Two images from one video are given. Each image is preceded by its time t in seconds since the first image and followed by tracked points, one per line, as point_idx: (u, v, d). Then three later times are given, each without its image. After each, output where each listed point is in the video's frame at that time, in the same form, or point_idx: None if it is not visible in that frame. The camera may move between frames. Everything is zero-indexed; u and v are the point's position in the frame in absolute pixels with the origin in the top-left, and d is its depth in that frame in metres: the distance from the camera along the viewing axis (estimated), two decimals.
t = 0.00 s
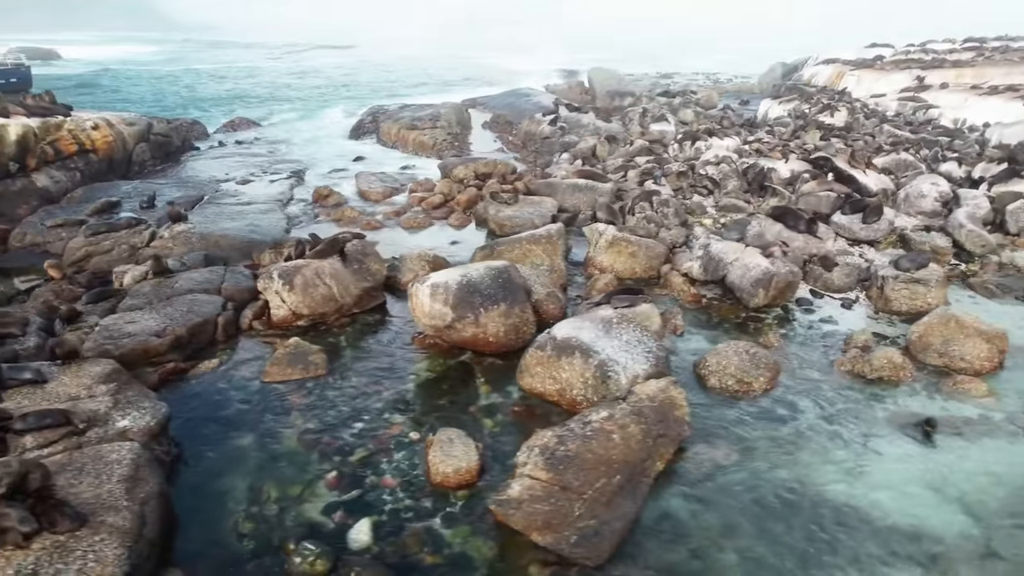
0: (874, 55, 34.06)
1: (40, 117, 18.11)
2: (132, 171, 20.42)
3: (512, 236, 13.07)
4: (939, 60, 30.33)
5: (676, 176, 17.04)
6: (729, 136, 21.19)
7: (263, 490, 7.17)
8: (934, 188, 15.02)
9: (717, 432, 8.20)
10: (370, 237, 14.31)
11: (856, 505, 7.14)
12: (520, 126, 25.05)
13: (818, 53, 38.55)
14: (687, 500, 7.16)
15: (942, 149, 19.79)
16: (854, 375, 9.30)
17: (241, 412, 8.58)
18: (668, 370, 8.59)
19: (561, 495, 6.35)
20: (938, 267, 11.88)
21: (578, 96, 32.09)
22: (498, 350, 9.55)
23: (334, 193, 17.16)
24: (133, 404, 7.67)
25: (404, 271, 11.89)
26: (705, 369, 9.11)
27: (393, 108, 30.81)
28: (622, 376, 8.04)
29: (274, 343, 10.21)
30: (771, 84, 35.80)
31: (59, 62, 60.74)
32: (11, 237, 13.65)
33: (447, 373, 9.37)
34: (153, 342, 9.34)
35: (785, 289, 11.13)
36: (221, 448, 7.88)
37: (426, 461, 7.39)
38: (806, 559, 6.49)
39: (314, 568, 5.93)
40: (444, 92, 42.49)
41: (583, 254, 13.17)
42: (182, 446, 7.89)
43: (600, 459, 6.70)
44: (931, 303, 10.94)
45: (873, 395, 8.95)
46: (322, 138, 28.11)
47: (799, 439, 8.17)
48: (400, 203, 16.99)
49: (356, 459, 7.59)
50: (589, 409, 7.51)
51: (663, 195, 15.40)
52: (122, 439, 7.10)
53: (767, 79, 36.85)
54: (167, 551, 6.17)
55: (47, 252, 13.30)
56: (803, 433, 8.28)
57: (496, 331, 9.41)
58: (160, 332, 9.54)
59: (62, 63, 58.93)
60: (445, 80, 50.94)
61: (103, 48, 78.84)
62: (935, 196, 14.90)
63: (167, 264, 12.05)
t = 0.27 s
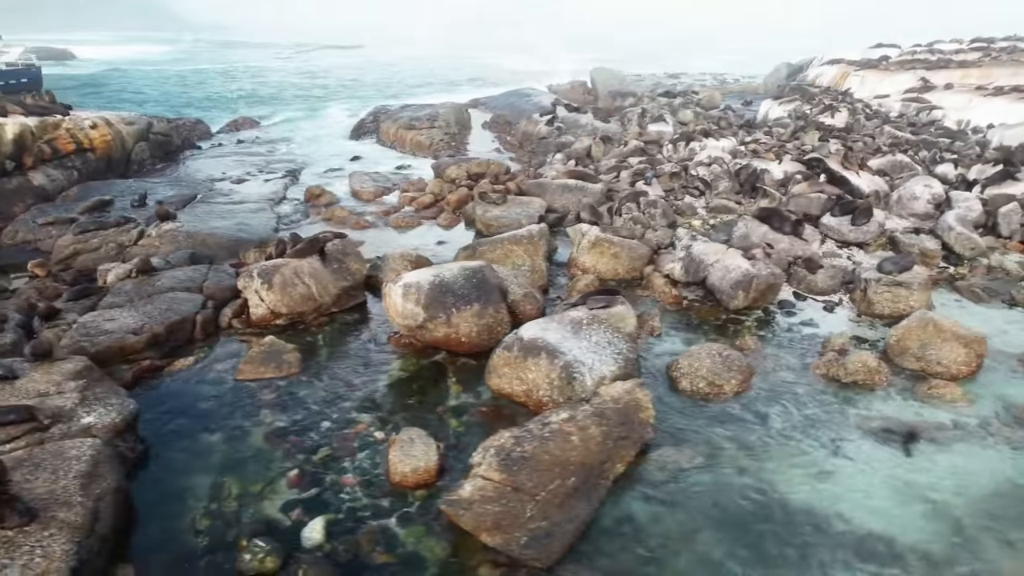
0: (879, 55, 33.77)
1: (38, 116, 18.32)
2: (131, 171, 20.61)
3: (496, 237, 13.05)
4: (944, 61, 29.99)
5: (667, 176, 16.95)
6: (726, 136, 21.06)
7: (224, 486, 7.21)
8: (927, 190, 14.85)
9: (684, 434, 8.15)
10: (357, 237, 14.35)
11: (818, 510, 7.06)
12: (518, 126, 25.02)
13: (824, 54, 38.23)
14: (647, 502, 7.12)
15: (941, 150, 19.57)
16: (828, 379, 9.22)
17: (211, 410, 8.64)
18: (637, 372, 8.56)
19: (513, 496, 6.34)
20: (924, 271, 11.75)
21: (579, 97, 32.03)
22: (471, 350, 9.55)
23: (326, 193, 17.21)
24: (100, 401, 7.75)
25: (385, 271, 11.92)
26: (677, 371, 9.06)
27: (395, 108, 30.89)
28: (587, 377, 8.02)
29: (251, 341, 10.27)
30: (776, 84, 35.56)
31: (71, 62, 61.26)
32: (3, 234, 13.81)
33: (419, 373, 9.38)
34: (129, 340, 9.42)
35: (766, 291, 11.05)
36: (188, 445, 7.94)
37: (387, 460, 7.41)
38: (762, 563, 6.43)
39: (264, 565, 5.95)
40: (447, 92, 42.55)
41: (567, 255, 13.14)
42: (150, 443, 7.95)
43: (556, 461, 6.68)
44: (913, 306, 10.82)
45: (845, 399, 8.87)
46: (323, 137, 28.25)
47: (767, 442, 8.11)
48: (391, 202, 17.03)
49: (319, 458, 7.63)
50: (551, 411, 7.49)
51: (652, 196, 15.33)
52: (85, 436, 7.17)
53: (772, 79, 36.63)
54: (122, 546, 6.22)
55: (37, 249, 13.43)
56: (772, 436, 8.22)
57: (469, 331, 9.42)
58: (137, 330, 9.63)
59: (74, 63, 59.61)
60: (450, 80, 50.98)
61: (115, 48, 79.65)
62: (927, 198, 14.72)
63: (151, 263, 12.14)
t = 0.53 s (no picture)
0: (886, 56, 33.42)
1: (39, 115, 18.58)
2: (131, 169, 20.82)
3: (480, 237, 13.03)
4: (952, 61, 29.61)
5: (660, 177, 16.88)
6: (723, 137, 20.93)
7: (187, 482, 7.25)
8: (920, 192, 14.66)
9: (652, 436, 8.10)
10: (346, 236, 14.40)
11: (781, 514, 6.99)
12: (518, 126, 25.01)
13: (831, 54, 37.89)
14: (607, 503, 7.07)
15: (941, 152, 19.31)
16: (803, 382, 9.12)
17: (184, 407, 8.71)
18: (606, 374, 8.53)
19: (466, 496, 6.34)
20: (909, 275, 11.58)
21: (582, 97, 31.97)
22: (445, 350, 9.55)
23: (319, 192, 17.26)
24: (70, 397, 7.84)
25: (368, 270, 11.95)
26: (649, 373, 9.01)
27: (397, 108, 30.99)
28: (554, 378, 8.00)
29: (229, 339, 10.33)
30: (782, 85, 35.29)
31: (86, 62, 61.87)
32: None
33: (393, 372, 9.40)
34: (107, 336, 9.51)
35: (747, 293, 10.96)
36: (157, 441, 8.01)
37: (350, 459, 7.43)
38: (718, 568, 6.37)
39: (215, 562, 5.98)
40: (453, 92, 42.59)
41: (552, 255, 13.10)
42: (119, 438, 8.02)
43: (512, 462, 6.67)
44: (896, 309, 10.68)
45: (818, 403, 8.77)
46: (325, 136, 28.39)
47: (736, 445, 8.03)
48: (384, 202, 17.07)
49: (284, 456, 7.66)
50: (514, 411, 7.48)
51: (643, 196, 15.26)
52: (51, 431, 7.25)
53: (778, 80, 36.36)
54: (79, 540, 6.28)
55: (29, 245, 13.53)
56: (741, 439, 8.14)
57: (442, 331, 9.44)
58: (117, 327, 9.72)
59: (88, 63, 60.37)
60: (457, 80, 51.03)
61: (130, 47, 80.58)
62: (921, 200, 14.54)
63: (138, 260, 12.23)
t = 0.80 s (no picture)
0: (896, 56, 33.00)
1: (42, 113, 18.93)
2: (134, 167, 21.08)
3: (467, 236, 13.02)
4: (962, 61, 29.16)
5: (654, 178, 16.79)
6: (723, 138, 20.80)
7: (153, 477, 7.33)
8: (916, 194, 14.46)
9: (620, 438, 8.06)
10: (336, 235, 14.47)
11: (742, 518, 6.92)
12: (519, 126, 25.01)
13: (841, 54, 37.50)
14: (568, 504, 7.03)
15: (944, 154, 19.04)
16: (778, 386, 9.02)
17: (158, 402, 8.80)
18: (576, 375, 8.50)
19: (420, 496, 6.36)
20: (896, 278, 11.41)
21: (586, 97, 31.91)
22: (420, 349, 9.55)
23: (314, 191, 17.36)
24: (42, 392, 7.95)
25: (352, 269, 11.99)
26: (622, 375, 8.95)
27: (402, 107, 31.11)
28: (521, 378, 7.98)
29: (210, 336, 10.42)
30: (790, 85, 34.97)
31: (103, 62, 62.78)
32: None
33: (368, 371, 9.43)
34: (88, 332, 9.62)
35: (730, 295, 10.88)
36: (128, 435, 8.09)
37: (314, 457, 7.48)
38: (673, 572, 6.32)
39: (169, 556, 6.03)
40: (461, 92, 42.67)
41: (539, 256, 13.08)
42: (92, 433, 8.12)
43: (469, 462, 6.68)
44: (880, 313, 10.54)
45: (792, 407, 8.67)
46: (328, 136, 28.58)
47: (704, 447, 7.97)
48: (378, 201, 17.14)
49: (250, 452, 7.72)
50: (477, 411, 7.49)
51: (634, 197, 15.19)
52: (20, 425, 7.36)
53: (786, 81, 36.09)
54: (39, 533, 6.37)
55: (24, 241, 13.71)
56: (710, 441, 8.07)
57: (417, 330, 9.46)
58: (98, 323, 9.83)
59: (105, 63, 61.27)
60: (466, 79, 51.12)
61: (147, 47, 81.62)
62: (916, 203, 14.34)
63: (127, 257, 12.35)
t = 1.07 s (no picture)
0: (906, 56, 32.58)
1: (46, 113, 19.22)
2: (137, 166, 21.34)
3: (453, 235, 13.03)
4: (974, 62, 28.70)
5: (648, 179, 16.71)
6: (722, 138, 20.66)
7: (120, 472, 7.41)
8: (911, 197, 14.26)
9: (586, 440, 8.03)
10: (327, 233, 14.54)
11: (702, 521, 6.87)
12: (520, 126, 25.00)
13: (852, 54, 37.08)
14: (527, 505, 7.02)
15: (946, 156, 18.76)
16: (752, 389, 8.92)
17: (134, 396, 8.90)
18: (546, 375, 8.48)
19: (374, 494, 6.39)
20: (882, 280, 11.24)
21: (591, 97, 31.85)
22: (395, 348, 9.58)
23: (310, 190, 17.46)
24: (16, 387, 8.08)
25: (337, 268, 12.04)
26: (595, 376, 8.91)
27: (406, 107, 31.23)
28: (487, 378, 7.98)
29: (192, 332, 10.52)
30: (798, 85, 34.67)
31: (120, 62, 63.80)
32: None
33: (343, 369, 9.47)
34: (70, 327, 9.75)
35: (711, 297, 10.79)
36: (101, 428, 8.20)
37: (278, 453, 7.53)
38: None
39: (124, 550, 6.10)
40: (469, 91, 42.77)
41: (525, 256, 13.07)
42: (66, 426, 8.23)
43: (425, 462, 6.70)
44: (863, 316, 10.40)
45: (764, 410, 8.58)
46: (333, 135, 28.75)
47: (671, 450, 7.92)
48: (372, 200, 17.20)
49: (218, 447, 7.79)
50: (441, 411, 7.50)
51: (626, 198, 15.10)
52: None
53: (795, 81, 35.77)
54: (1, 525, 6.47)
55: (20, 237, 13.93)
56: (678, 444, 8.02)
57: (391, 329, 9.49)
58: (81, 319, 9.96)
59: (121, 62, 62.08)
60: (475, 79, 51.18)
61: (164, 46, 82.60)
62: (911, 205, 14.15)
63: (116, 253, 12.48)
